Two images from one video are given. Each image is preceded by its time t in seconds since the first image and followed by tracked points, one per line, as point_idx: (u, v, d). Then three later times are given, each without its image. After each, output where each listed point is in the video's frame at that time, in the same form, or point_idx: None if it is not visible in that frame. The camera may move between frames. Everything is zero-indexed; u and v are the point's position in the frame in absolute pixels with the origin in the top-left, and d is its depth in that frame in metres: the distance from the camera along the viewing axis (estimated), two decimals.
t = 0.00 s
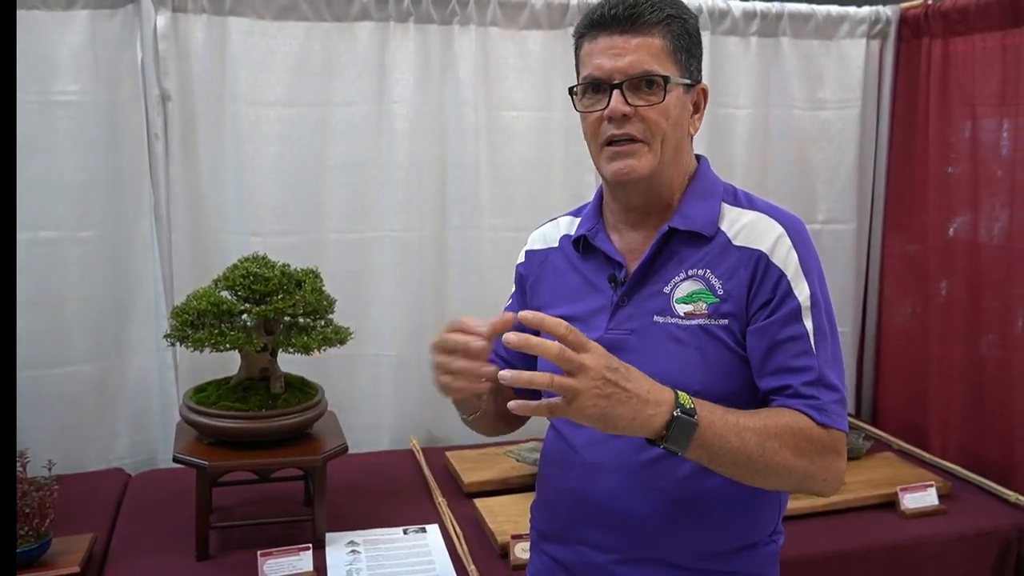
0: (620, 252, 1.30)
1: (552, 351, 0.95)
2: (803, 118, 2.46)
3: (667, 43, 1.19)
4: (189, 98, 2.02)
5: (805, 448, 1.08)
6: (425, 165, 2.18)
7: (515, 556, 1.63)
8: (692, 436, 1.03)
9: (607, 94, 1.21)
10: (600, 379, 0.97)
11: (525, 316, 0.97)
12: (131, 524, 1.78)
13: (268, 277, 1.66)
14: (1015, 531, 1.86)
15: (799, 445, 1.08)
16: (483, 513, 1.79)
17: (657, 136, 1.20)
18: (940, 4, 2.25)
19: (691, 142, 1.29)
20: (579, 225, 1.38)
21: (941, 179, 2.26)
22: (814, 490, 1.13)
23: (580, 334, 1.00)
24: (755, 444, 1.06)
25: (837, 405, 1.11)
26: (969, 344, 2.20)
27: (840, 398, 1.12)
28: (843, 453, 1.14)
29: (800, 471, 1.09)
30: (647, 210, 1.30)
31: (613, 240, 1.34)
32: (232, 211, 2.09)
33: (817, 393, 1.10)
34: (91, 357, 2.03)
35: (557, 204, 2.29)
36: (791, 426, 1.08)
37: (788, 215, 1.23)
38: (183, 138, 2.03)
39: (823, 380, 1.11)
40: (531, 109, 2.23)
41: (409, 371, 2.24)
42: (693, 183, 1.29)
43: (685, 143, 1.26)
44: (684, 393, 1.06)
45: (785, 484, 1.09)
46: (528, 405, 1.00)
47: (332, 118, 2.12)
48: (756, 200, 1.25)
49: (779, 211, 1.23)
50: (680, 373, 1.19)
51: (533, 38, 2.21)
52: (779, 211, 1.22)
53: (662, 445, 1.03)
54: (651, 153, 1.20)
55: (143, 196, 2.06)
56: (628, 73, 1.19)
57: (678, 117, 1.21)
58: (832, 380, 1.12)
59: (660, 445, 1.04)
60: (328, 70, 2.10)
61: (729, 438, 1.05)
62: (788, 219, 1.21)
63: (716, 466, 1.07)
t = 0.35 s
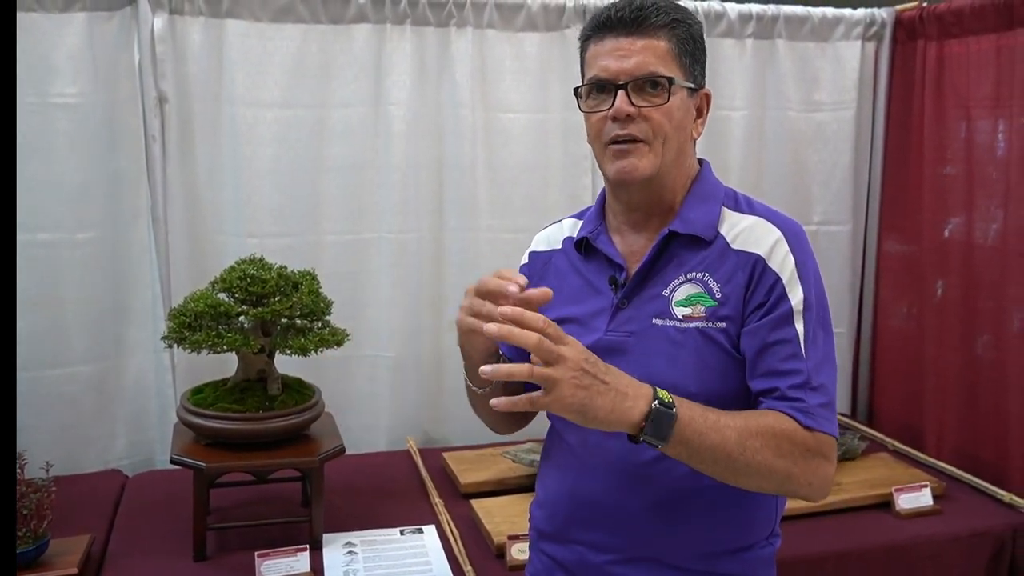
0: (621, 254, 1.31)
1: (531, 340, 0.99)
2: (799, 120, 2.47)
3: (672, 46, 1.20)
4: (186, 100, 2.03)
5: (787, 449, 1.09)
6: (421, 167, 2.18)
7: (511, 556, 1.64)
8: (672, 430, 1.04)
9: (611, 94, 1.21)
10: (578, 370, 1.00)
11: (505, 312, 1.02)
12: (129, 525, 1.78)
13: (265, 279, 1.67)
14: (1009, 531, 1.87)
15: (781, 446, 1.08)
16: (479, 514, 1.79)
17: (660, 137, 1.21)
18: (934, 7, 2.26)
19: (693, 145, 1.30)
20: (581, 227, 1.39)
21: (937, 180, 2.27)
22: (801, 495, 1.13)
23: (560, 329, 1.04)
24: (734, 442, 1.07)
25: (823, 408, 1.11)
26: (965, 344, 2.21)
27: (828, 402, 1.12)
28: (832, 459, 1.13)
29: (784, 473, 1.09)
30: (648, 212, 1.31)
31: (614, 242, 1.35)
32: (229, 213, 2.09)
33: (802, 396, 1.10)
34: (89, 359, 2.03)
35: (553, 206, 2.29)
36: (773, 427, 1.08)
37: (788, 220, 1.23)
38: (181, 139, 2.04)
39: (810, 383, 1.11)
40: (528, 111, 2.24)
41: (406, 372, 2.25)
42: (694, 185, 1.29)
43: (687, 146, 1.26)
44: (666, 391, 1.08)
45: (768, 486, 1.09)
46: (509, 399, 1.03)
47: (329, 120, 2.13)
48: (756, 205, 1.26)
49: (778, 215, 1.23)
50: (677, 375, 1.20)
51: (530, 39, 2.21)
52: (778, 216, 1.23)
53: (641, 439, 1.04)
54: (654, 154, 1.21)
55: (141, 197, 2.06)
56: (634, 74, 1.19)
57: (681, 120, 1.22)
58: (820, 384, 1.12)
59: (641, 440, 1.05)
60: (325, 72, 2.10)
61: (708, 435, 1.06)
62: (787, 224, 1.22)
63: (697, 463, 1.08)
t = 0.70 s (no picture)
0: (625, 256, 1.32)
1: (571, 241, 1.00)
2: (795, 120, 2.47)
3: (671, 50, 1.20)
4: (183, 101, 2.03)
5: (764, 434, 1.05)
6: (419, 168, 2.19)
7: (508, 556, 1.64)
8: (648, 374, 1.02)
9: (610, 100, 1.22)
10: (590, 292, 1.01)
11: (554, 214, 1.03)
12: (126, 525, 1.78)
13: (262, 280, 1.67)
14: (1004, 531, 1.88)
15: (758, 428, 1.05)
16: (476, 514, 1.80)
17: (660, 143, 1.21)
18: (930, 8, 2.27)
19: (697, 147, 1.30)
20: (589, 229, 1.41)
21: (933, 180, 2.28)
22: (771, 490, 1.07)
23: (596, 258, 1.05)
24: (710, 410, 1.03)
25: (809, 403, 1.09)
26: (961, 345, 2.21)
27: (815, 398, 1.10)
28: (810, 465, 1.09)
29: (757, 457, 1.04)
30: (651, 214, 1.31)
31: (619, 245, 1.35)
32: (226, 214, 2.09)
33: (787, 389, 1.09)
34: (85, 359, 2.03)
35: (550, 207, 2.30)
36: (753, 407, 1.05)
37: (792, 223, 1.22)
38: (178, 140, 2.04)
39: (795, 377, 1.10)
40: (525, 112, 2.24)
41: (404, 372, 2.25)
42: (699, 186, 1.29)
43: (691, 149, 1.26)
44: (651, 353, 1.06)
45: (739, 468, 1.05)
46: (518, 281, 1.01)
47: (326, 121, 2.13)
48: (760, 208, 1.26)
49: (780, 218, 1.23)
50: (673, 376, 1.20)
51: (527, 40, 2.22)
52: (782, 219, 1.23)
53: (621, 376, 1.02)
54: (653, 160, 1.21)
55: (138, 198, 2.06)
56: (632, 80, 1.19)
57: (682, 124, 1.22)
58: (807, 380, 1.10)
59: (616, 381, 1.02)
60: (322, 73, 2.10)
61: (685, 395, 1.03)
62: (790, 227, 1.21)
63: (668, 423, 1.04)
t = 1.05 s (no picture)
0: (622, 259, 1.32)
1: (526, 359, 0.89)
2: (792, 121, 2.48)
3: (671, 50, 1.19)
4: (180, 101, 2.03)
5: (757, 469, 1.05)
6: (415, 168, 2.19)
7: (504, 556, 1.65)
8: (628, 451, 1.00)
9: (608, 99, 1.22)
10: (561, 391, 0.93)
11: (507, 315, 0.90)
12: (122, 526, 1.78)
13: (258, 281, 1.67)
14: (999, 530, 1.89)
15: (751, 466, 1.04)
16: (472, 514, 1.80)
17: (657, 143, 1.21)
18: (925, 8, 2.27)
19: (696, 148, 1.29)
20: (589, 230, 1.41)
21: (929, 180, 2.28)
22: (776, 514, 1.08)
23: (557, 341, 0.94)
24: (699, 462, 1.02)
25: (804, 424, 1.07)
26: (958, 345, 2.21)
27: (811, 417, 1.08)
28: (809, 479, 1.09)
29: (754, 493, 1.04)
30: (648, 216, 1.31)
31: (618, 247, 1.36)
32: (223, 213, 2.10)
33: (780, 408, 1.07)
34: (81, 360, 2.03)
35: (547, 206, 2.30)
36: (740, 445, 1.05)
37: (792, 227, 1.19)
38: (175, 141, 2.04)
39: (791, 395, 1.08)
40: (521, 112, 2.24)
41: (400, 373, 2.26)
42: (697, 187, 1.27)
43: (690, 149, 1.26)
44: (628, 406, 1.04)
45: (739, 505, 1.05)
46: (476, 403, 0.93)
47: (323, 121, 2.13)
48: (760, 209, 1.23)
49: (778, 218, 1.21)
50: (666, 379, 1.19)
51: (523, 40, 2.22)
52: (781, 222, 1.20)
53: (598, 459, 1.00)
54: (650, 160, 1.21)
55: (134, 198, 2.06)
56: (631, 79, 1.19)
57: (680, 125, 1.21)
58: (803, 398, 1.08)
59: (596, 459, 1.01)
60: (319, 72, 2.11)
61: (670, 455, 1.02)
62: (790, 230, 1.18)
63: (659, 482, 1.03)
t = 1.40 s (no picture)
0: (613, 256, 1.32)
1: (525, 390, 0.89)
2: (787, 119, 2.48)
3: (659, 44, 1.18)
4: (174, 100, 2.03)
5: (770, 472, 1.05)
6: (411, 167, 2.19)
7: (499, 555, 1.64)
8: (640, 467, 1.01)
9: (596, 95, 1.21)
10: (566, 417, 0.94)
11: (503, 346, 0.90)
12: (116, 525, 1.78)
13: (252, 280, 1.67)
14: (993, 529, 1.89)
15: (764, 470, 1.05)
16: (467, 513, 1.80)
17: (647, 140, 1.21)
18: (921, 7, 2.27)
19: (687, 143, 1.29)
20: (579, 228, 1.40)
21: (924, 179, 2.28)
22: (792, 512, 1.09)
23: (555, 367, 0.94)
24: (711, 471, 1.03)
25: (814, 423, 1.07)
26: (953, 344, 2.21)
27: (819, 415, 1.07)
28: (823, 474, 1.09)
29: (769, 496, 1.05)
30: (642, 213, 1.31)
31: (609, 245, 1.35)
32: (218, 213, 2.09)
33: (789, 409, 1.06)
34: (75, 359, 2.03)
35: (542, 206, 2.30)
36: (753, 449, 1.05)
37: (785, 217, 1.18)
38: (169, 140, 2.04)
39: (799, 394, 1.07)
40: (517, 111, 2.24)
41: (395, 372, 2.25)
42: (687, 181, 1.27)
43: (680, 146, 1.25)
44: (634, 421, 1.04)
45: (755, 508, 1.06)
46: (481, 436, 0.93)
47: (318, 120, 2.13)
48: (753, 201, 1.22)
49: (771, 210, 1.19)
50: (663, 379, 1.18)
51: (518, 39, 2.22)
52: (776, 213, 1.18)
53: (610, 476, 1.01)
54: (640, 157, 1.21)
55: (129, 197, 2.06)
56: (619, 75, 1.19)
57: (670, 121, 1.21)
58: (810, 396, 1.07)
59: (608, 476, 1.01)
60: (314, 71, 2.10)
61: (682, 466, 1.03)
62: (784, 221, 1.17)
63: (674, 493, 1.04)
